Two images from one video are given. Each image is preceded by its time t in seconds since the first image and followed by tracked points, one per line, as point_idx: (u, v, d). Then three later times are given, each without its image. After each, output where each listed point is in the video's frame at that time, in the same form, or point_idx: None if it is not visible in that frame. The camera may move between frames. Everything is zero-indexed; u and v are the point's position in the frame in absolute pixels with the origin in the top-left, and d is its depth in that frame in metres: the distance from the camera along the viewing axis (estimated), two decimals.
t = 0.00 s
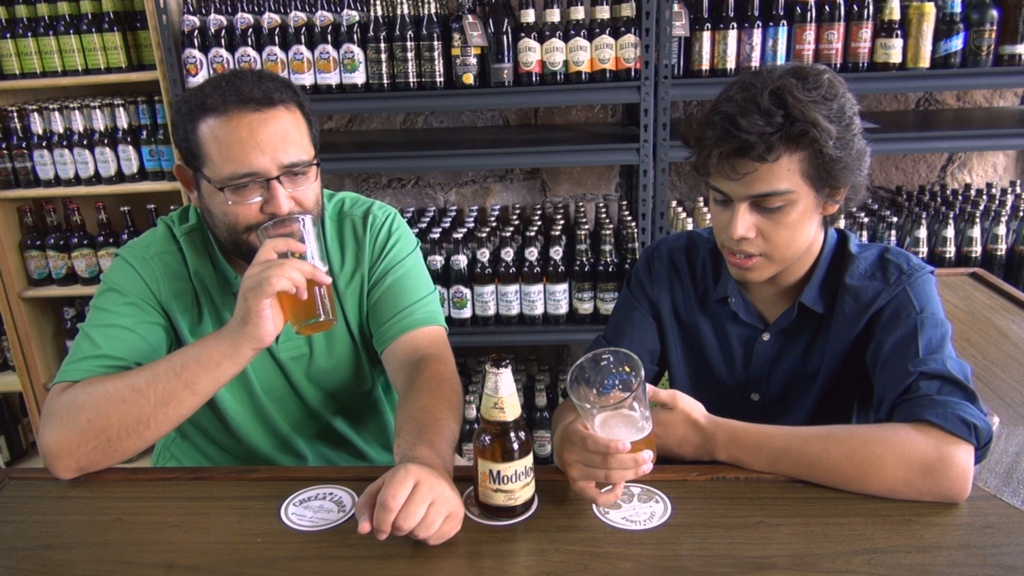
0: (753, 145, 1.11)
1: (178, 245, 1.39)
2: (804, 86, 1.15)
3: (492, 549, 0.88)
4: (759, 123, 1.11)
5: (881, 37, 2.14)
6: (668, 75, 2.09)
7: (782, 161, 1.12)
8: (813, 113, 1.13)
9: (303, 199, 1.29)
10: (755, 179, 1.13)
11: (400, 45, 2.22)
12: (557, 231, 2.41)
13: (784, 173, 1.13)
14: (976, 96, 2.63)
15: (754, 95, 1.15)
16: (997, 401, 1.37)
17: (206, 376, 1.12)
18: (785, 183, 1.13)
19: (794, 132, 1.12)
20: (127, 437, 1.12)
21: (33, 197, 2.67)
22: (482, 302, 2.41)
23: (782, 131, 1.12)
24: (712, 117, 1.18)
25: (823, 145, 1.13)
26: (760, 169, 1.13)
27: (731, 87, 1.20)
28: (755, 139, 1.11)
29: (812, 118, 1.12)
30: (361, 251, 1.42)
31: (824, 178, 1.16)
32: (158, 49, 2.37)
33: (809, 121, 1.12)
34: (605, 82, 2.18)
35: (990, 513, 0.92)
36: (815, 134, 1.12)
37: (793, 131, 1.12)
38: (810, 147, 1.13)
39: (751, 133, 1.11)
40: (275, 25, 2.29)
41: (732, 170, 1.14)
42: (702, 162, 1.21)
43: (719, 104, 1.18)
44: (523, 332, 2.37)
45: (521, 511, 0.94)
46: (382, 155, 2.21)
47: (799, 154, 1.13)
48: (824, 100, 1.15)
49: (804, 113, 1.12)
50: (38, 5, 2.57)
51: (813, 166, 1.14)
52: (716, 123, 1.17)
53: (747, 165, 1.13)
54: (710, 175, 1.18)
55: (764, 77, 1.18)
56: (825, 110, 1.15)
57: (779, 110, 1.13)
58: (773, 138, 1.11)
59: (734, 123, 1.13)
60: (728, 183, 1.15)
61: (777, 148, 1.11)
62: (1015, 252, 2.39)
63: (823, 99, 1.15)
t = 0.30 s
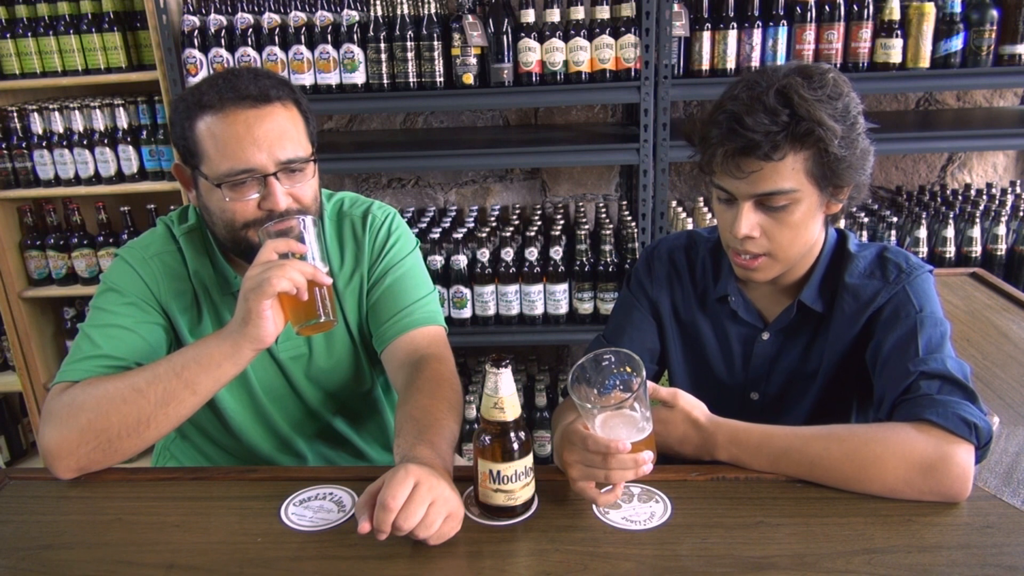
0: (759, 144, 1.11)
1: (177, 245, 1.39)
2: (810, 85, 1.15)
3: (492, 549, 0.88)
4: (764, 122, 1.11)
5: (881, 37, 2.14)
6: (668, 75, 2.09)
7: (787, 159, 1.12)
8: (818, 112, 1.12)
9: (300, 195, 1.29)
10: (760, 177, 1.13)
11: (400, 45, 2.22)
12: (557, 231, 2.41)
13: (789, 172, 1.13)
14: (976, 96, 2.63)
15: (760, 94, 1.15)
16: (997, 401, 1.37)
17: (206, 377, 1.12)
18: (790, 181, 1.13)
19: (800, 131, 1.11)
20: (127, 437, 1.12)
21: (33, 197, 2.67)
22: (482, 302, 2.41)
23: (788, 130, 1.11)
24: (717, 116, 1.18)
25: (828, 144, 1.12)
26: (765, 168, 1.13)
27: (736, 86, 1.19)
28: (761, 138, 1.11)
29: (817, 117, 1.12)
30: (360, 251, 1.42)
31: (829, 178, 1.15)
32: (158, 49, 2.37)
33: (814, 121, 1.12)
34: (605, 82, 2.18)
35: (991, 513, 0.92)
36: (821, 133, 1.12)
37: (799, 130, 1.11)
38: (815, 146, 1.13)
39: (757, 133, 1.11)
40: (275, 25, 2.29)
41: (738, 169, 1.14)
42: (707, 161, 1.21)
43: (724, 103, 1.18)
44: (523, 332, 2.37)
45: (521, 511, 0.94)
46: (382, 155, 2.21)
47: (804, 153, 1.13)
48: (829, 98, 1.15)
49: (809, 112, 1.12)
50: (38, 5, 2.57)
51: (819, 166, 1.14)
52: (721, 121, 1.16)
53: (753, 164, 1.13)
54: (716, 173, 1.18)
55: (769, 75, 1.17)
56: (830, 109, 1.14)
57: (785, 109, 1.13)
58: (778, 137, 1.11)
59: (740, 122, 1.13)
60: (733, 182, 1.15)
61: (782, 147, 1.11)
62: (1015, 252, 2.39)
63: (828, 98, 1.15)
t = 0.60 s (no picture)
0: (774, 99, 1.16)
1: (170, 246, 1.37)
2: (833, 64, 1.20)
3: (493, 549, 0.88)
4: (784, 85, 1.16)
5: (881, 37, 2.14)
6: (668, 75, 2.09)
7: (803, 122, 1.16)
8: (840, 80, 1.17)
9: (274, 209, 1.29)
10: (775, 136, 1.17)
11: (400, 45, 2.22)
12: (557, 230, 2.41)
13: (805, 140, 1.16)
14: (976, 96, 2.63)
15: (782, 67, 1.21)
16: (997, 402, 1.37)
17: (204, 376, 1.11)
18: (804, 150, 1.16)
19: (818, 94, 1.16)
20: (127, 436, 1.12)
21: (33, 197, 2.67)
22: (482, 302, 2.41)
23: (805, 93, 1.16)
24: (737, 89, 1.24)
25: (847, 112, 1.16)
26: (781, 128, 1.17)
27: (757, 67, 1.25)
28: (776, 94, 1.16)
29: (837, 81, 1.17)
30: (351, 263, 1.41)
31: (848, 154, 1.18)
32: (158, 49, 2.37)
33: (835, 84, 1.17)
34: (605, 82, 2.18)
35: (990, 513, 0.92)
36: (839, 102, 1.16)
37: (817, 93, 1.16)
38: (834, 113, 1.16)
39: (773, 93, 1.16)
40: (275, 25, 2.29)
41: (751, 127, 1.19)
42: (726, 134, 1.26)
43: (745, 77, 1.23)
44: (523, 332, 2.37)
45: (521, 512, 0.94)
46: (382, 155, 2.21)
47: (822, 121, 1.17)
48: (852, 77, 1.20)
49: (832, 78, 1.17)
50: (38, 5, 2.57)
51: (835, 139, 1.17)
52: (740, 91, 1.21)
53: (768, 122, 1.17)
54: (733, 143, 1.22)
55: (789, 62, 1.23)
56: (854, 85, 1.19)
57: (807, 76, 1.18)
58: (796, 96, 1.16)
59: (759, 85, 1.18)
60: (746, 143, 1.19)
61: (798, 106, 1.16)
62: (1015, 252, 2.39)
63: (850, 76, 1.20)
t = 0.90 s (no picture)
0: (758, 132, 1.13)
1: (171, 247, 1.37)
2: (822, 84, 1.17)
3: (492, 549, 0.88)
4: (769, 113, 1.13)
5: (881, 37, 2.14)
6: (668, 75, 2.09)
7: (789, 153, 1.14)
8: (827, 105, 1.14)
9: (274, 210, 1.29)
10: (761, 170, 1.15)
11: (400, 45, 2.22)
12: (557, 230, 2.41)
13: (793, 172, 1.14)
14: (976, 96, 2.63)
15: (768, 89, 1.17)
16: (997, 402, 1.37)
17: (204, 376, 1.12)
18: (793, 182, 1.14)
19: (803, 123, 1.13)
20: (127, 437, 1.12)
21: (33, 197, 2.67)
22: (482, 302, 2.41)
23: (791, 123, 1.13)
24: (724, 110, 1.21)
25: (834, 140, 1.13)
26: (767, 160, 1.14)
27: (744, 87, 1.21)
28: (761, 127, 1.13)
29: (823, 108, 1.14)
30: (351, 263, 1.41)
31: (836, 179, 1.16)
32: (158, 49, 2.37)
33: (820, 112, 1.14)
34: (605, 82, 2.18)
35: (990, 513, 0.92)
36: (826, 128, 1.13)
37: (802, 123, 1.13)
38: (820, 141, 1.14)
39: (758, 124, 1.13)
40: (275, 25, 2.29)
41: (737, 161, 1.16)
42: (712, 159, 1.23)
43: (732, 98, 1.20)
44: (523, 332, 2.37)
45: (521, 512, 0.94)
46: (381, 155, 2.21)
47: (809, 149, 1.14)
48: (841, 98, 1.17)
49: (817, 105, 1.14)
50: (38, 5, 2.57)
51: (824, 166, 1.15)
52: (727, 115, 1.19)
53: (753, 156, 1.15)
54: (719, 171, 1.20)
55: (778, 78, 1.20)
56: (841, 107, 1.16)
57: (791, 101, 1.15)
58: (780, 127, 1.13)
59: (743, 114, 1.16)
60: (734, 177, 1.17)
61: (784, 139, 1.13)
62: (1016, 252, 2.39)
63: (840, 97, 1.17)
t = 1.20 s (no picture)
0: (778, 107, 1.14)
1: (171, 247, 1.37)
2: (843, 70, 1.18)
3: (492, 549, 0.88)
4: (790, 89, 1.14)
5: (881, 37, 2.14)
6: (668, 75, 2.09)
7: (805, 133, 1.15)
8: (848, 89, 1.15)
9: (273, 211, 1.28)
10: (776, 144, 1.15)
11: (400, 45, 2.22)
12: (557, 230, 2.41)
13: (806, 151, 1.15)
14: (976, 96, 2.63)
15: (790, 69, 1.19)
16: (997, 402, 1.37)
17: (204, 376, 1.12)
18: (805, 160, 1.15)
19: (823, 104, 1.14)
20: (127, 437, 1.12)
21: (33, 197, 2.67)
22: (482, 302, 2.41)
23: (811, 101, 1.14)
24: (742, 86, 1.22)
25: (851, 124, 1.15)
26: (782, 136, 1.15)
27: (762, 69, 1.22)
28: (781, 102, 1.14)
29: (844, 91, 1.15)
30: (351, 263, 1.41)
31: (847, 165, 1.17)
32: (158, 49, 2.37)
33: (841, 93, 1.15)
34: (605, 82, 2.18)
35: (990, 513, 0.92)
36: (844, 112, 1.14)
37: (823, 103, 1.14)
38: (837, 124, 1.15)
39: (778, 99, 1.14)
40: (275, 25, 2.29)
41: (752, 134, 1.17)
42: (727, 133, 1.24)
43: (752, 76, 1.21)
44: (523, 332, 2.37)
45: (521, 512, 0.94)
46: (381, 155, 2.20)
47: (824, 132, 1.15)
48: (860, 86, 1.19)
49: (838, 87, 1.15)
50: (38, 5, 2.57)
51: (837, 150, 1.16)
52: (745, 90, 1.19)
53: (769, 130, 1.15)
54: (732, 145, 1.20)
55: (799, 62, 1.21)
56: (861, 95, 1.18)
57: (813, 82, 1.16)
58: (800, 105, 1.14)
59: (765, 88, 1.16)
60: (746, 150, 1.17)
61: (802, 116, 1.14)
62: (1016, 252, 2.39)
63: (858, 85, 1.18)
